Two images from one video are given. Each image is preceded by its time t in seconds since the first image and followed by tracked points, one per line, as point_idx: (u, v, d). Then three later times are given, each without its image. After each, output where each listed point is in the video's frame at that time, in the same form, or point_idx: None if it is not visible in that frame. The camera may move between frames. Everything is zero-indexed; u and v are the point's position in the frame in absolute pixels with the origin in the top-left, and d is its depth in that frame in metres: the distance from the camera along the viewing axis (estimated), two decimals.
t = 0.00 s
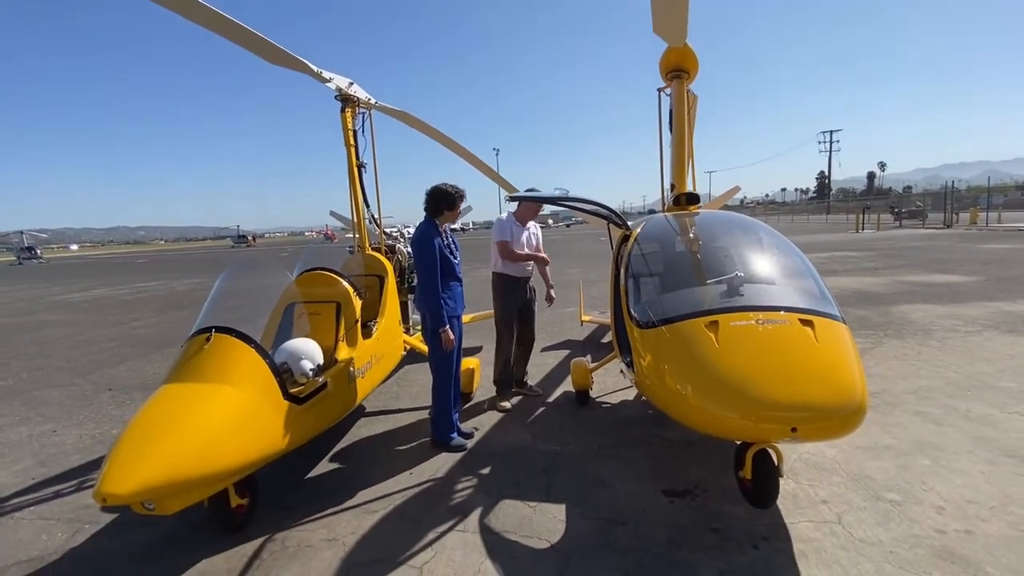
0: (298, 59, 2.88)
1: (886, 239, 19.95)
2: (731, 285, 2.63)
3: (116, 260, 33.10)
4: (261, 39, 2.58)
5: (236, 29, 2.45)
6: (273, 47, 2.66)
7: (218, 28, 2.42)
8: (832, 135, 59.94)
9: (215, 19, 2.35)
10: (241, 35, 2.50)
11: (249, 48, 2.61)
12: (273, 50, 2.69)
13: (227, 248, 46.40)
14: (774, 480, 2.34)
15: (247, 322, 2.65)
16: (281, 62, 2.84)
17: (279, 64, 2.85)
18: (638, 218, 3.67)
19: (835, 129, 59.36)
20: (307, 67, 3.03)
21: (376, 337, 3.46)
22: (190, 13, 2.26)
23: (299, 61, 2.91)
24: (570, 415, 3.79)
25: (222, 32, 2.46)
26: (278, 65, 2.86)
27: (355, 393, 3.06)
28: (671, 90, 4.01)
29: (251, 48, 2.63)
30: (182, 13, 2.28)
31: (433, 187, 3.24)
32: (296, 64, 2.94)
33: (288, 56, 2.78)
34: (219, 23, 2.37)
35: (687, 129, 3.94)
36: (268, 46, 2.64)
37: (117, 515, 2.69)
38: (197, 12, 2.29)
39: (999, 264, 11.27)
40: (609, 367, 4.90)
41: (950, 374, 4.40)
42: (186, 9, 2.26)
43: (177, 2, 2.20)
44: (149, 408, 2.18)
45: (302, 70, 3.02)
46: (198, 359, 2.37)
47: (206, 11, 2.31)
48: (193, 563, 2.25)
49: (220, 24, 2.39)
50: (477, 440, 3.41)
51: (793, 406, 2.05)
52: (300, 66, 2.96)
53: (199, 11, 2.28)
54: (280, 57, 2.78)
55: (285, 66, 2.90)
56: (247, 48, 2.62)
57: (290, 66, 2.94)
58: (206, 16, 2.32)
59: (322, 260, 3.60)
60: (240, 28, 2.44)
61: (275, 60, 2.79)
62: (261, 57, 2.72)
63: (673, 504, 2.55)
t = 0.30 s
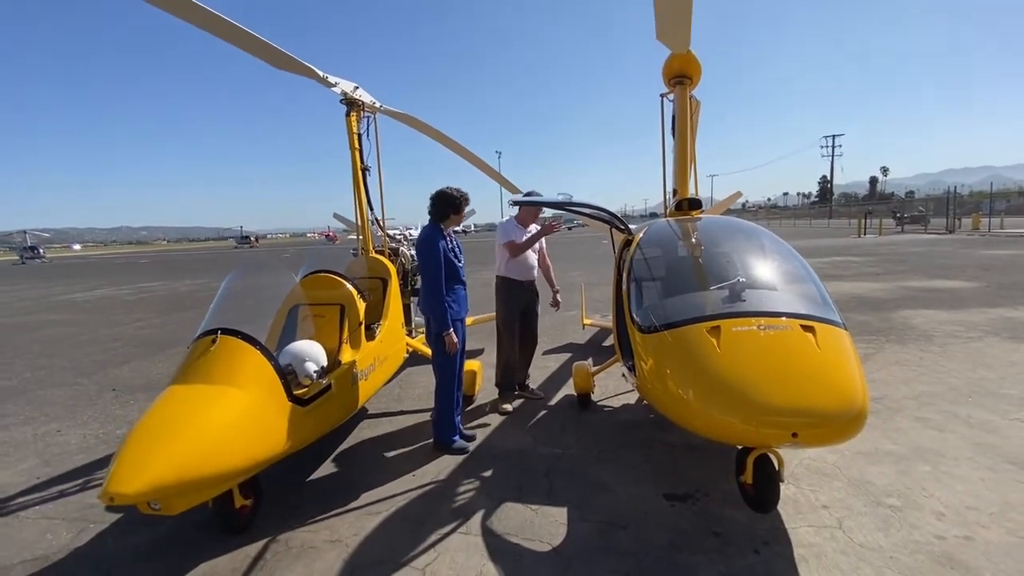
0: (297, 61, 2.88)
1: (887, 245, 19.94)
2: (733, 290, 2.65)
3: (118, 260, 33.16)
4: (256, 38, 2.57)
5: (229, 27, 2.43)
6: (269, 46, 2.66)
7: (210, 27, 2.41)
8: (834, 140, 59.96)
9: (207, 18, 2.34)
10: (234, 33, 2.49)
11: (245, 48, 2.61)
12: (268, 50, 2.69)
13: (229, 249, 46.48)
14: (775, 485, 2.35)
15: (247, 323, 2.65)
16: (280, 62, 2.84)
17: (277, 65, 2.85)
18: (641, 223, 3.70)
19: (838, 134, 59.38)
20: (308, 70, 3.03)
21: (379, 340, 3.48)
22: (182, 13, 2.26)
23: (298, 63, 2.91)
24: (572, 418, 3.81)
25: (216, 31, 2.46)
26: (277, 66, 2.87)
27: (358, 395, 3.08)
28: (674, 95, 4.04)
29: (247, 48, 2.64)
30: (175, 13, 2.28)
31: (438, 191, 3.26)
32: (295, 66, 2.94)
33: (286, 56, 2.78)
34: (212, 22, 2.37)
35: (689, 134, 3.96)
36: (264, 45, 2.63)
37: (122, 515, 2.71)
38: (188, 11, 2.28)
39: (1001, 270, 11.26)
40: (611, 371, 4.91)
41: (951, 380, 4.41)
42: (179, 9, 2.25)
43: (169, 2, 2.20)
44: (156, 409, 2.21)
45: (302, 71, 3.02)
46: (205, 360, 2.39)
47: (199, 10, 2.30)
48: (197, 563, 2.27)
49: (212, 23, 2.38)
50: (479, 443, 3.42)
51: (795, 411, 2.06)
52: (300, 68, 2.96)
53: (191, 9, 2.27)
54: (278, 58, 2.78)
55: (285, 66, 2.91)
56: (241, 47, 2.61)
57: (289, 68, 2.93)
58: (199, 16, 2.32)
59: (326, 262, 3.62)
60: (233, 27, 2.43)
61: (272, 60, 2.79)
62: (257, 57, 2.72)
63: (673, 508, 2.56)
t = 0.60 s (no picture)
0: (294, 62, 2.79)
1: (890, 250, 19.92)
2: (736, 297, 2.67)
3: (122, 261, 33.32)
4: (251, 39, 2.50)
5: (223, 28, 2.36)
6: (264, 47, 2.58)
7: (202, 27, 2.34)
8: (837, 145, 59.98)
9: (198, 18, 2.26)
10: (227, 34, 2.41)
11: (239, 49, 2.54)
12: (264, 52, 2.62)
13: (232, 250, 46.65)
14: (777, 490, 2.38)
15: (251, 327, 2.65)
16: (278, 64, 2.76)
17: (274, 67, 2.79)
18: (644, 229, 3.72)
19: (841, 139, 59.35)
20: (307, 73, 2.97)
21: (383, 343, 3.51)
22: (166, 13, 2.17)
23: (297, 65, 2.83)
24: (574, 422, 3.83)
25: (209, 32, 2.40)
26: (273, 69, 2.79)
27: (362, 398, 3.11)
28: (677, 102, 4.07)
29: (243, 50, 2.57)
30: (165, 13, 2.20)
31: (445, 197, 3.29)
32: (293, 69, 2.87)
33: (284, 58, 2.71)
34: (203, 24, 2.30)
35: (693, 141, 3.99)
36: (260, 47, 2.55)
37: (129, 515, 2.74)
38: (176, 11, 2.20)
39: (1004, 277, 11.25)
40: (613, 375, 4.93)
41: (953, 387, 4.42)
42: (166, 8, 2.17)
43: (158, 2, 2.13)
44: (166, 410, 2.24)
45: (301, 74, 2.95)
46: (213, 362, 2.42)
47: (190, 10, 2.23)
48: (204, 563, 2.29)
49: (205, 24, 2.31)
50: (482, 446, 3.45)
51: (796, 417, 2.08)
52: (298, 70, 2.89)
53: (179, 8, 2.18)
54: (275, 59, 2.70)
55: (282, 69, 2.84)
56: (237, 48, 2.55)
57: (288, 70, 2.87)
58: (187, 15, 2.24)
59: (332, 265, 3.65)
60: (227, 28, 2.35)
61: (270, 62, 2.72)
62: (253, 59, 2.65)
63: (676, 513, 2.58)
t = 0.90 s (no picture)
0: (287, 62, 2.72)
1: (894, 256, 19.88)
2: (738, 303, 2.69)
3: (128, 262, 33.49)
4: (242, 38, 2.44)
5: (209, 27, 2.30)
6: (255, 47, 2.51)
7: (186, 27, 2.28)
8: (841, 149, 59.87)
9: (182, 17, 2.21)
10: (214, 33, 2.34)
11: (227, 48, 2.48)
12: (254, 51, 2.55)
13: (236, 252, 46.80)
14: (781, 494, 2.39)
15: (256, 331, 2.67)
16: (270, 63, 2.69)
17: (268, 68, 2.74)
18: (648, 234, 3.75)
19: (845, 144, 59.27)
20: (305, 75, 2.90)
21: (388, 347, 3.53)
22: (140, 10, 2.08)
23: (292, 66, 2.76)
24: (577, 426, 3.85)
25: (196, 32, 2.33)
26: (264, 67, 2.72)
27: (367, 401, 3.13)
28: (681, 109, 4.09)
29: (235, 49, 2.52)
30: (145, 13, 2.14)
31: (452, 202, 3.33)
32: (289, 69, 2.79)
33: (277, 59, 2.65)
34: (187, 22, 2.23)
35: (697, 148, 4.01)
36: (251, 46, 2.49)
37: (136, 515, 2.77)
38: (156, 9, 2.13)
39: (1009, 283, 11.21)
40: (616, 380, 4.94)
41: (957, 394, 4.42)
42: (145, 7, 2.09)
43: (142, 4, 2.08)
44: (175, 412, 2.27)
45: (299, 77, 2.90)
46: (221, 365, 2.45)
47: (166, 8, 2.14)
48: (210, 563, 2.32)
49: (192, 24, 2.26)
50: (485, 449, 3.47)
51: (798, 423, 2.10)
52: (295, 72, 2.83)
53: (161, 8, 2.12)
54: (268, 58, 2.64)
55: (273, 68, 2.76)
56: (229, 48, 2.50)
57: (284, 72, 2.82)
58: (167, 13, 2.16)
59: (338, 269, 3.68)
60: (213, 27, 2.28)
61: (262, 62, 2.66)
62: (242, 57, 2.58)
63: (678, 517, 2.60)
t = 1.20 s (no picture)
0: (276, 61, 2.65)
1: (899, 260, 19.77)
2: (741, 308, 2.70)
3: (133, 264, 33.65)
4: (225, 36, 2.38)
5: (190, 25, 2.25)
6: (240, 45, 2.45)
7: (167, 24, 2.25)
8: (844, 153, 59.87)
9: (159, 14, 2.16)
10: (196, 30, 2.29)
11: (212, 47, 2.42)
12: (238, 50, 2.48)
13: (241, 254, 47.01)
14: (783, 498, 2.39)
15: (258, 333, 2.68)
16: (257, 62, 2.62)
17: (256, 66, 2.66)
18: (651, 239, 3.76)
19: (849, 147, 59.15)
20: (295, 73, 2.81)
21: (392, 349, 3.55)
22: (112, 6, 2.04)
23: (280, 64, 2.67)
24: (579, 430, 3.85)
25: (185, 33, 2.32)
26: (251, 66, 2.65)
27: (370, 404, 3.15)
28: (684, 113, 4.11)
29: (221, 49, 2.47)
30: (118, 8, 2.09)
31: (456, 206, 3.35)
32: (279, 68, 2.72)
33: (264, 57, 2.57)
34: (165, 19, 2.19)
35: (699, 152, 4.03)
36: (236, 45, 2.44)
37: (141, 516, 2.79)
38: (132, 6, 2.08)
39: (1013, 287, 11.18)
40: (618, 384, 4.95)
41: (961, 399, 4.40)
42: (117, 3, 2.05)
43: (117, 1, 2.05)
44: (180, 414, 2.29)
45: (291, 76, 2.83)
46: (226, 368, 2.47)
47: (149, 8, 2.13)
48: (214, 565, 2.33)
49: (171, 21, 2.22)
50: (488, 452, 3.48)
51: (800, 428, 2.11)
52: (286, 71, 2.75)
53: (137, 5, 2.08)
54: (255, 57, 2.57)
55: (262, 68, 2.69)
56: (217, 49, 2.47)
57: (274, 70, 2.75)
58: (141, 9, 2.11)
59: (341, 272, 3.71)
60: (200, 27, 2.26)
61: (251, 61, 2.60)
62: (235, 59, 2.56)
63: (680, 521, 2.60)
